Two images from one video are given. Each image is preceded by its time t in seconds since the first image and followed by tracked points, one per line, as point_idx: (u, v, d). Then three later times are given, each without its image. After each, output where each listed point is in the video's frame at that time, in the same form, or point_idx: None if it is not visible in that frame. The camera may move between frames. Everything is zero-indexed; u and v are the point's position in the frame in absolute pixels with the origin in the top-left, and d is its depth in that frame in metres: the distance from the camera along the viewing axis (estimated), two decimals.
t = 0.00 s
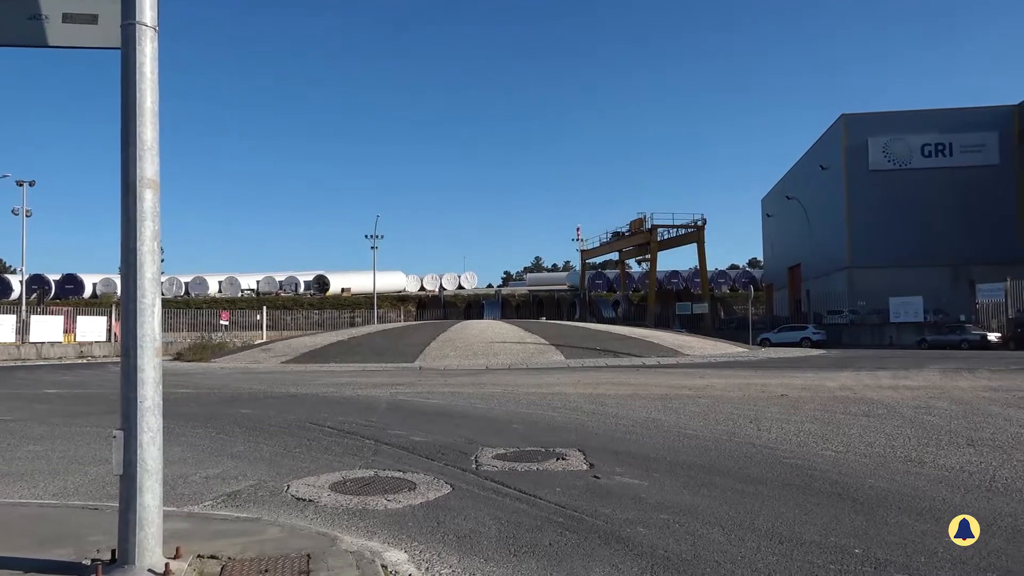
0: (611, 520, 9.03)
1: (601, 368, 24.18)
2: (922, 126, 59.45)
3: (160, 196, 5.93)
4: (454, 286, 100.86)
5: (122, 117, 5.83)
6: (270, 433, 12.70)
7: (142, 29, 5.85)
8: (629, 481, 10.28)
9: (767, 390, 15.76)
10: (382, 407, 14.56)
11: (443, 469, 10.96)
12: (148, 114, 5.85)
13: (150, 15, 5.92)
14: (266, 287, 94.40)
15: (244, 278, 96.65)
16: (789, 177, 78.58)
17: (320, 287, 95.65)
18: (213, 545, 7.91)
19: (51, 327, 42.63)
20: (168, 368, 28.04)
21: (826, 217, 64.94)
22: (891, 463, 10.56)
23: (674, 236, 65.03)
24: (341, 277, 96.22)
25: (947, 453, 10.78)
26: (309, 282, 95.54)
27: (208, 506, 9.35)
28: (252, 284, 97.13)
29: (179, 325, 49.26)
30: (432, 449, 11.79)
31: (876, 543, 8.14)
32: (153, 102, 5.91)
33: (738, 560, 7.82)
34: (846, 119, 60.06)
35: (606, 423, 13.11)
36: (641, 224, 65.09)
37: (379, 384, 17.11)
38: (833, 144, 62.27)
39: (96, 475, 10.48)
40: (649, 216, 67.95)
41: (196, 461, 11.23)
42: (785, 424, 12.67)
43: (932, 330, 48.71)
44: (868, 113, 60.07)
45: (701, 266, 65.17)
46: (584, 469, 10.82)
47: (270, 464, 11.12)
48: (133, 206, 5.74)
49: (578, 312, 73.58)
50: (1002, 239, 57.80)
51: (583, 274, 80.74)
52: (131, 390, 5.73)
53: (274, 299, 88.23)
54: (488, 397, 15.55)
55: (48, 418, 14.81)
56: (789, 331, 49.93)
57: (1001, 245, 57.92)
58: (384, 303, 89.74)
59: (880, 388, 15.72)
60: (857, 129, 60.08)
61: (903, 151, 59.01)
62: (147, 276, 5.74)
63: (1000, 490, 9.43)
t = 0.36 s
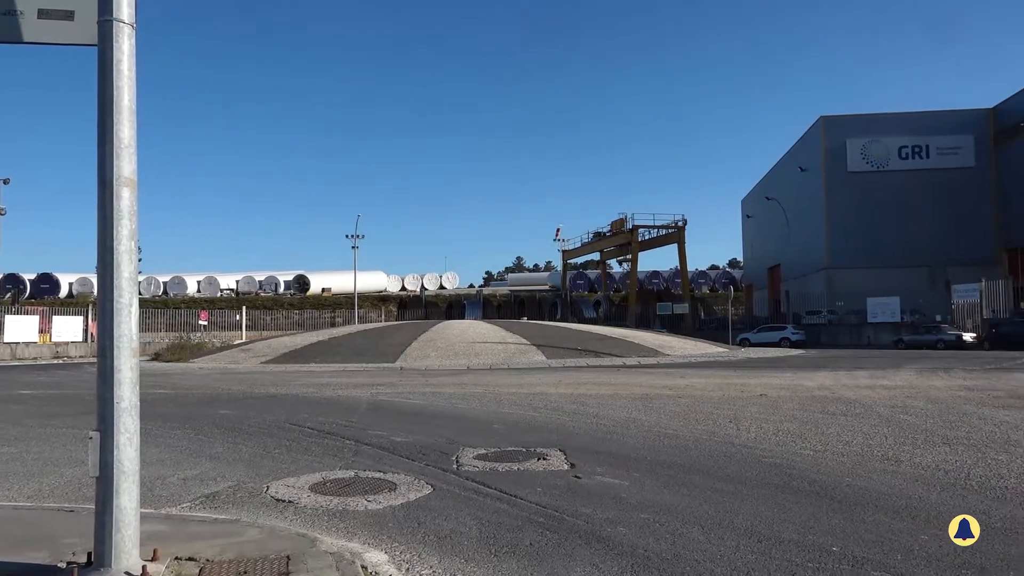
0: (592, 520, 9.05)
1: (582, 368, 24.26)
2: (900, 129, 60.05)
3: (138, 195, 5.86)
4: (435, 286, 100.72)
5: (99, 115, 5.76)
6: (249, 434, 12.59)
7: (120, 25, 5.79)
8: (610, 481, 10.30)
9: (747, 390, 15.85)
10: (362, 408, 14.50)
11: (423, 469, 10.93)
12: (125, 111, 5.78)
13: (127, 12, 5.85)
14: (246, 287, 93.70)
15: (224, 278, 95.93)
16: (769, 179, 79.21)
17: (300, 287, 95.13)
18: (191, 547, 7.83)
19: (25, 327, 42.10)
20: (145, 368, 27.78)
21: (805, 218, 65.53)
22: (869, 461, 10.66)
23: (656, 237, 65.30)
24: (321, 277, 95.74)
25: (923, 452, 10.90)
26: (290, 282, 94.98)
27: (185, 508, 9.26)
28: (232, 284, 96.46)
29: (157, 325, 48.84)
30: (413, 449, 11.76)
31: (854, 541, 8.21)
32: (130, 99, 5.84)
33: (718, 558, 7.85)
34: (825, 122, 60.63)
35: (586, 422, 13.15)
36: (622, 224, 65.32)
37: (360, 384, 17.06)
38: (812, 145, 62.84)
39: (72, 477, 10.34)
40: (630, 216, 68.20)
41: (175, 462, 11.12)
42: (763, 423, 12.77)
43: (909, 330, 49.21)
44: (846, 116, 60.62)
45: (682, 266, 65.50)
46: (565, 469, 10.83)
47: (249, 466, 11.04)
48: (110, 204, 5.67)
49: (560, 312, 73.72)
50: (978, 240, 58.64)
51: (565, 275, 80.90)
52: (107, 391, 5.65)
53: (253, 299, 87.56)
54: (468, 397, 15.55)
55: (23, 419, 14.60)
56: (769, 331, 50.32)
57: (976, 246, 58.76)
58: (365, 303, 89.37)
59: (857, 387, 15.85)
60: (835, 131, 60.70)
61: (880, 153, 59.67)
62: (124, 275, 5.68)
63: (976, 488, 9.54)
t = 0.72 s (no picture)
0: (571, 520, 9.06)
1: (562, 368, 24.32)
2: (876, 131, 60.57)
3: (113, 194, 5.79)
4: (416, 286, 100.51)
5: (74, 112, 5.69)
6: (227, 435, 12.49)
7: (95, 22, 5.72)
8: (589, 481, 10.32)
9: (726, 390, 15.95)
10: (342, 408, 14.44)
11: (403, 469, 10.89)
12: (100, 109, 5.71)
13: (103, 8, 5.79)
14: (224, 286, 92.92)
15: (201, 277, 95.14)
16: (747, 180, 79.83)
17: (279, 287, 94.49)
18: (168, 549, 7.76)
19: None
20: (120, 368, 27.49)
21: (783, 219, 66.09)
22: (845, 460, 10.77)
23: (635, 237, 65.57)
24: (301, 276, 95.11)
25: (898, 450, 11.03)
26: (268, 282, 94.33)
27: (162, 509, 9.16)
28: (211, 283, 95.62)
29: (133, 325, 48.31)
30: (392, 449, 11.73)
31: (829, 538, 8.30)
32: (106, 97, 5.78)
33: (696, 557, 7.90)
34: (803, 124, 60.89)
35: (566, 422, 13.17)
36: (602, 225, 65.50)
37: (338, 385, 16.99)
38: (790, 147, 63.31)
39: (46, 479, 10.20)
40: (610, 217, 68.39)
41: (151, 463, 11.00)
42: (742, 423, 12.85)
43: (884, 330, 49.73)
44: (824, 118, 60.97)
45: (662, 266, 65.81)
46: (544, 469, 10.83)
47: (226, 467, 10.93)
48: (85, 203, 5.59)
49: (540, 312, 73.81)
50: (951, 242, 59.70)
51: (545, 274, 81.03)
52: (82, 391, 5.58)
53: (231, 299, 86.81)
54: (449, 396, 15.55)
55: None
56: (746, 330, 50.69)
57: (950, 247, 59.77)
58: (344, 303, 89.00)
59: (834, 387, 16.00)
60: (813, 133, 61.05)
61: (857, 155, 60.21)
62: (99, 275, 5.61)
63: (950, 486, 9.66)
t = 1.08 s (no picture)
0: (547, 520, 9.07)
1: (539, 368, 24.32)
2: (850, 133, 61.38)
3: (84, 191, 5.70)
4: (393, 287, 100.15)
5: (44, 108, 5.57)
6: (201, 436, 12.36)
7: (67, 17, 5.63)
8: (566, 481, 10.34)
9: (702, 390, 16.06)
10: (318, 409, 14.34)
11: (379, 470, 10.84)
12: (71, 106, 5.62)
13: (74, 3, 5.69)
14: (198, 286, 91.93)
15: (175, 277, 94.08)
16: (723, 182, 80.47)
17: (255, 287, 93.65)
18: (141, 552, 7.67)
19: None
20: (91, 369, 27.12)
21: (758, 220, 66.70)
22: (818, 459, 10.87)
23: (612, 238, 65.80)
24: (277, 276, 94.29)
25: (871, 449, 11.16)
26: (244, 282, 93.47)
27: (134, 512, 9.04)
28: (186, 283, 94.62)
29: (105, 325, 47.65)
30: (369, 450, 11.66)
31: (803, 536, 8.38)
32: (77, 93, 5.69)
33: (671, 556, 7.94)
34: (778, 126, 61.49)
35: (542, 423, 13.17)
36: (580, 225, 65.63)
37: (315, 385, 16.89)
38: (765, 149, 63.87)
39: (16, 481, 10.04)
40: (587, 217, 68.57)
41: (124, 465, 10.86)
42: (718, 422, 12.93)
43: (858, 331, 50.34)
44: (799, 119, 61.61)
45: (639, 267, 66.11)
46: (521, 469, 10.84)
47: (200, 468, 10.82)
48: (55, 201, 5.50)
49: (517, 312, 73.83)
50: (922, 244, 60.67)
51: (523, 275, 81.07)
52: (52, 393, 5.49)
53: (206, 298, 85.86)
54: (425, 397, 15.49)
55: None
56: (722, 331, 51.08)
57: (921, 249, 60.76)
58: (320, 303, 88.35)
59: (808, 387, 16.15)
60: (788, 136, 61.67)
61: (831, 157, 60.95)
62: (70, 274, 5.53)
63: (921, 484, 9.80)
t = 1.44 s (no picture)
0: (520, 519, 9.08)
1: (512, 369, 24.35)
2: (820, 136, 62.08)
3: (49, 190, 5.59)
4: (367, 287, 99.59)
5: (7, 106, 5.46)
6: (168, 438, 12.18)
7: (30, 12, 5.53)
8: (539, 480, 10.35)
9: (673, 389, 16.16)
10: (289, 409, 14.20)
11: (351, 471, 10.77)
12: (35, 102, 5.51)
13: None
14: (167, 286, 90.66)
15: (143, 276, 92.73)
16: (695, 183, 81.12)
17: (225, 286, 92.54)
18: (108, 555, 7.55)
19: None
20: (55, 370, 26.65)
21: (729, 221, 67.31)
22: (787, 457, 11.00)
23: (585, 238, 66.00)
24: (248, 276, 93.35)
25: (839, 447, 11.30)
26: (214, 281, 92.32)
27: (100, 515, 8.88)
28: (155, 283, 93.40)
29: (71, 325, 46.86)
30: (340, 451, 11.58)
31: (771, 534, 8.46)
32: (41, 89, 5.57)
33: (643, 555, 7.98)
34: (749, 128, 62.07)
35: (515, 423, 13.18)
36: (553, 225, 65.80)
37: (286, 385, 16.74)
38: (736, 150, 64.43)
39: None
40: (561, 218, 68.70)
41: (89, 468, 10.67)
42: (688, 421, 13.03)
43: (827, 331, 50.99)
44: (769, 122, 62.20)
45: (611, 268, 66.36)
46: (494, 469, 10.83)
47: (168, 470, 10.67)
48: (19, 199, 5.38)
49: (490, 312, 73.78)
50: (889, 246, 61.82)
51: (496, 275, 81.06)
52: (16, 394, 5.38)
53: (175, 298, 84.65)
54: (398, 397, 15.40)
55: None
56: (693, 331, 51.49)
57: (888, 250, 61.87)
58: (292, 303, 87.55)
59: (778, 386, 16.33)
60: (759, 137, 62.28)
61: (801, 160, 61.65)
62: (34, 273, 5.44)
63: (888, 482, 9.94)
